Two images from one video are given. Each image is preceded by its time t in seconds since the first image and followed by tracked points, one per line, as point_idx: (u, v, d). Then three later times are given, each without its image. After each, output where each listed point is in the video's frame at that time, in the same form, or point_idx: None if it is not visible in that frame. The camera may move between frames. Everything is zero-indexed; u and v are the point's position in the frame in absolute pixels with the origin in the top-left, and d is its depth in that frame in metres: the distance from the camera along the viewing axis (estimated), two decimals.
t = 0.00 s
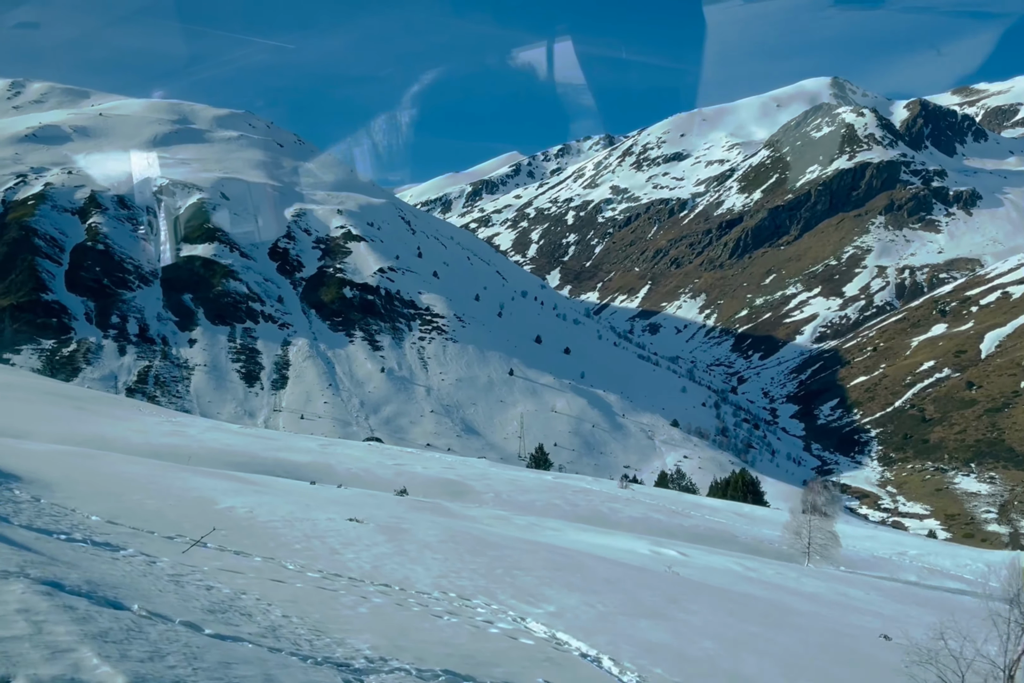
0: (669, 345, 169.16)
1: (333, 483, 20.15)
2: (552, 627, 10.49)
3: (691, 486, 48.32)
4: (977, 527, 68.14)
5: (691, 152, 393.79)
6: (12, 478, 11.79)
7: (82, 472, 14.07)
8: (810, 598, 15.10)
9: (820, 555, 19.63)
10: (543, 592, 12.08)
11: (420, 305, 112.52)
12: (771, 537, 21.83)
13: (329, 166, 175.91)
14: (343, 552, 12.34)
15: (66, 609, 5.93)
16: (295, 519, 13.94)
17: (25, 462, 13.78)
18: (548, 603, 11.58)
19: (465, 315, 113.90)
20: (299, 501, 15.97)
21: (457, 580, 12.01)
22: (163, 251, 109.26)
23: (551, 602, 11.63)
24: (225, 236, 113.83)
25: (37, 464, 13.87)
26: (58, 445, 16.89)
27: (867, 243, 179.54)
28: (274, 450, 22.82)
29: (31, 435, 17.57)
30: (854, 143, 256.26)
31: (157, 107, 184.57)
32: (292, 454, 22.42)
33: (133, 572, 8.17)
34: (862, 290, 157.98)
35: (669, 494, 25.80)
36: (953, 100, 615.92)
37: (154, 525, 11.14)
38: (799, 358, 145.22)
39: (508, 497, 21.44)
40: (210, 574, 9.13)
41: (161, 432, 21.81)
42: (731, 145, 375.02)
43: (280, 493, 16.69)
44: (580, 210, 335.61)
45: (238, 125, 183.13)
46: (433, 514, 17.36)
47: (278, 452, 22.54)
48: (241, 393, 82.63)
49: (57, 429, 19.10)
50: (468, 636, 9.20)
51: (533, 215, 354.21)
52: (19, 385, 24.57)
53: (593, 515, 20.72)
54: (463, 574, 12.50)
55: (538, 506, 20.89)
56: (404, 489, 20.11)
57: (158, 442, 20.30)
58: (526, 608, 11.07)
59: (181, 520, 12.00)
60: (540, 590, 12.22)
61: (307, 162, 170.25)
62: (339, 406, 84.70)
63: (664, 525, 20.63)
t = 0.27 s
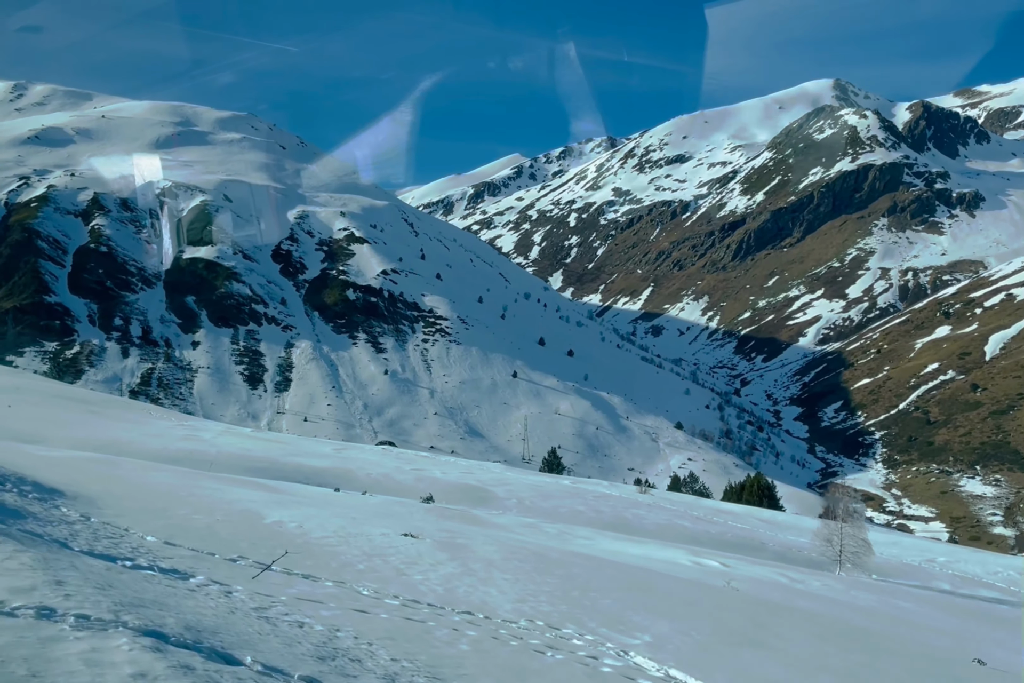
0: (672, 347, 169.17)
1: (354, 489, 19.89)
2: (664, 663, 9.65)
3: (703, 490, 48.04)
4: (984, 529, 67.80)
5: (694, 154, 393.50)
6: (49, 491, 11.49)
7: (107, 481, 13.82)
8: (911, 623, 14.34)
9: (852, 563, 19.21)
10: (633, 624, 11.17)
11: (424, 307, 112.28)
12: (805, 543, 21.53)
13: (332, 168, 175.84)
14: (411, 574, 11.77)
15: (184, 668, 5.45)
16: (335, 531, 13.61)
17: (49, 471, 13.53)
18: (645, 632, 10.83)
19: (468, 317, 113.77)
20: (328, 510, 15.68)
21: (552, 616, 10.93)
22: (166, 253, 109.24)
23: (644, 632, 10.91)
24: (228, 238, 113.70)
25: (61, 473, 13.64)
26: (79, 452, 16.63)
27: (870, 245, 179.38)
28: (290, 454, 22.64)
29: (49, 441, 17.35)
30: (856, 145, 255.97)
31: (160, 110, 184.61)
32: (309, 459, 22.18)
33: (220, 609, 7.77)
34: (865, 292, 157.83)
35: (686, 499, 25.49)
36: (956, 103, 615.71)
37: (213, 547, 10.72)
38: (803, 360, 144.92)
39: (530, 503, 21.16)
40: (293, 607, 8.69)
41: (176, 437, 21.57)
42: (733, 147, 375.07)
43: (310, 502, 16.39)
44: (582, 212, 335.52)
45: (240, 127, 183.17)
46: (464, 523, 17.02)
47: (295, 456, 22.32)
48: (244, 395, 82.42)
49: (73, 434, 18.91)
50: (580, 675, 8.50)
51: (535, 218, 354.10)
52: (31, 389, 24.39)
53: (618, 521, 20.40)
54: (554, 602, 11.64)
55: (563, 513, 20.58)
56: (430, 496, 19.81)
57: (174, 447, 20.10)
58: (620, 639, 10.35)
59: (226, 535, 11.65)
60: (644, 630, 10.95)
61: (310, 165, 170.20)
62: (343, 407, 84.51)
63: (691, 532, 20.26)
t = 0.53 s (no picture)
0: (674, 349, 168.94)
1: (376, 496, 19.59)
2: None
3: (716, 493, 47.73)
4: (989, 532, 67.42)
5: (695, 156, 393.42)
6: (91, 507, 11.16)
7: (137, 495, 13.53)
8: (988, 644, 14.05)
9: (884, 571, 19.06)
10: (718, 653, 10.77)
11: (426, 309, 112.01)
12: (835, 551, 21.30)
13: (334, 170, 175.64)
14: (491, 600, 11.34)
15: None
16: (378, 545, 13.32)
17: (77, 482, 13.25)
18: (758, 667, 10.39)
19: (471, 319, 113.56)
20: (361, 520, 15.37)
21: (642, 646, 10.49)
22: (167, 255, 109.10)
23: (759, 667, 10.47)
24: (230, 240, 113.49)
25: (88, 484, 13.35)
26: (102, 460, 16.32)
27: (872, 247, 179.07)
28: (307, 458, 22.41)
29: (68, 448, 17.08)
30: (858, 147, 255.68)
31: (160, 111, 184.44)
32: (326, 464, 21.89)
33: (329, 656, 7.28)
34: (867, 294, 157.56)
35: (703, 503, 25.26)
36: (956, 105, 615.30)
37: (280, 571, 10.33)
38: (805, 362, 144.56)
39: (553, 509, 20.88)
40: (395, 646, 8.20)
41: (191, 442, 21.28)
42: (734, 149, 374.69)
43: (341, 512, 16.08)
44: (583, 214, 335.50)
45: (242, 129, 182.92)
46: (497, 534, 16.71)
47: (310, 462, 22.04)
48: (247, 397, 82.22)
49: (89, 440, 18.68)
50: None
51: (536, 220, 353.98)
52: (40, 392, 24.13)
53: (644, 529, 20.11)
54: (647, 631, 11.26)
55: (588, 520, 20.30)
56: (456, 503, 19.55)
57: (193, 452, 19.83)
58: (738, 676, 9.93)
59: (277, 554, 11.34)
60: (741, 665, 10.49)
61: (312, 166, 169.99)
62: (345, 409, 84.28)
63: (720, 539, 19.96)
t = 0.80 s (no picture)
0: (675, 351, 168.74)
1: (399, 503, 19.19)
2: None
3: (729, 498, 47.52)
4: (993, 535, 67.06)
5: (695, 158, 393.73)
6: (148, 525, 10.49)
7: (169, 502, 13.15)
8: None
9: (918, 580, 18.74)
10: (806, 664, 10.05)
11: (427, 311, 111.78)
12: (866, 559, 20.96)
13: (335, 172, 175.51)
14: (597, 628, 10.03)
15: None
16: (433, 558, 12.74)
17: (100, 489, 12.87)
18: None
19: (472, 321, 113.36)
20: (398, 530, 14.89)
21: (746, 664, 9.60)
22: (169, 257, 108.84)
23: None
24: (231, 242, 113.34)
25: (113, 491, 13.00)
26: (124, 468, 15.96)
27: (873, 249, 178.88)
28: (321, 464, 22.07)
29: (87, 455, 16.74)
30: (858, 149, 255.73)
31: (162, 113, 184.35)
32: (345, 470, 21.54)
33: None
34: (868, 296, 157.44)
35: (724, 509, 24.97)
36: (955, 108, 615.95)
37: (361, 601, 9.05)
38: (806, 364, 144.29)
39: (577, 515, 20.52)
40: None
41: (207, 448, 20.96)
42: (734, 151, 374.73)
43: (375, 521, 15.62)
44: (584, 216, 335.38)
45: (243, 131, 182.90)
46: (532, 542, 16.27)
47: (327, 466, 21.74)
48: (248, 399, 81.82)
49: (106, 446, 18.38)
50: None
51: (537, 223, 354.05)
52: (49, 396, 23.85)
53: (671, 536, 19.77)
54: (760, 657, 10.22)
55: (614, 526, 19.93)
56: (482, 511, 19.10)
57: (211, 459, 19.49)
58: None
59: (353, 575, 10.55)
60: (850, 680, 9.61)
61: (313, 168, 169.93)
62: (347, 412, 83.84)
63: (746, 546, 19.62)
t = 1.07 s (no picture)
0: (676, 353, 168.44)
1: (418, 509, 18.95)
2: None
3: (741, 501, 47.19)
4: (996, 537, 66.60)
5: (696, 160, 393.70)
6: (198, 541, 10.47)
7: (199, 513, 12.99)
8: None
9: (953, 590, 18.47)
10: None
11: (429, 313, 111.60)
12: (898, 568, 20.66)
13: (335, 174, 175.30)
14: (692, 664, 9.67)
15: None
16: (474, 571, 12.53)
17: (125, 499, 12.70)
18: None
19: (474, 323, 113.20)
20: (430, 539, 14.64)
21: None
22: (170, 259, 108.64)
23: None
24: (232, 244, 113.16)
25: (138, 501, 12.83)
26: (144, 476, 15.77)
27: (874, 251, 178.61)
28: (338, 468, 21.85)
29: (105, 463, 16.54)
30: (859, 151, 255.53)
31: (162, 115, 184.17)
32: (360, 474, 21.34)
33: None
34: (869, 298, 157.20)
35: (743, 513, 24.71)
36: (956, 109, 615.81)
37: (455, 636, 8.83)
38: (807, 366, 144.03)
39: (597, 520, 20.26)
40: None
41: (220, 452, 20.78)
42: (735, 153, 374.40)
43: (402, 529, 15.39)
44: (584, 218, 335.21)
45: (244, 133, 182.74)
46: (561, 550, 16.04)
47: (341, 470, 21.54)
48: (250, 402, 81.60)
49: (120, 451, 18.21)
50: None
51: (538, 225, 353.87)
52: (58, 399, 23.69)
53: (697, 543, 19.50)
54: (840, 679, 9.91)
55: (640, 533, 19.63)
56: (511, 519, 18.81)
57: (226, 463, 19.29)
58: None
59: (408, 594, 10.36)
60: None
61: (315, 170, 169.78)
62: (348, 414, 83.60)
63: (775, 554, 19.35)
